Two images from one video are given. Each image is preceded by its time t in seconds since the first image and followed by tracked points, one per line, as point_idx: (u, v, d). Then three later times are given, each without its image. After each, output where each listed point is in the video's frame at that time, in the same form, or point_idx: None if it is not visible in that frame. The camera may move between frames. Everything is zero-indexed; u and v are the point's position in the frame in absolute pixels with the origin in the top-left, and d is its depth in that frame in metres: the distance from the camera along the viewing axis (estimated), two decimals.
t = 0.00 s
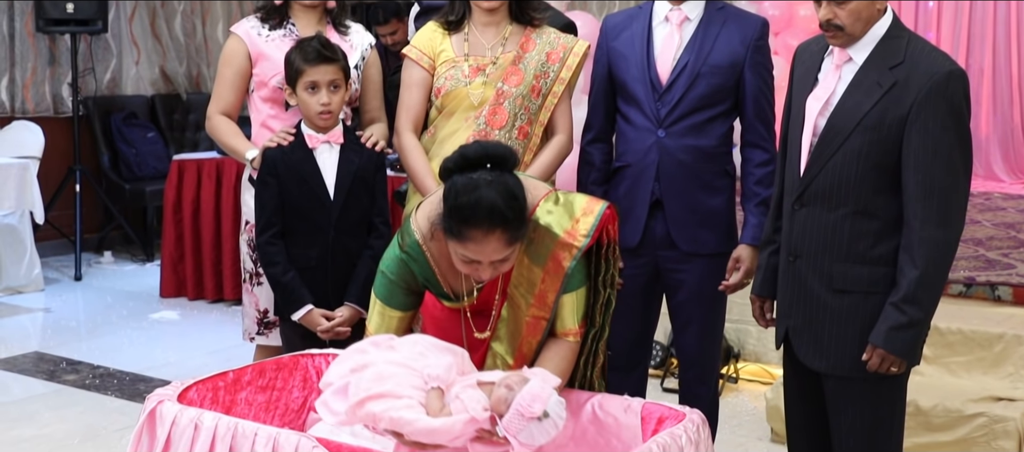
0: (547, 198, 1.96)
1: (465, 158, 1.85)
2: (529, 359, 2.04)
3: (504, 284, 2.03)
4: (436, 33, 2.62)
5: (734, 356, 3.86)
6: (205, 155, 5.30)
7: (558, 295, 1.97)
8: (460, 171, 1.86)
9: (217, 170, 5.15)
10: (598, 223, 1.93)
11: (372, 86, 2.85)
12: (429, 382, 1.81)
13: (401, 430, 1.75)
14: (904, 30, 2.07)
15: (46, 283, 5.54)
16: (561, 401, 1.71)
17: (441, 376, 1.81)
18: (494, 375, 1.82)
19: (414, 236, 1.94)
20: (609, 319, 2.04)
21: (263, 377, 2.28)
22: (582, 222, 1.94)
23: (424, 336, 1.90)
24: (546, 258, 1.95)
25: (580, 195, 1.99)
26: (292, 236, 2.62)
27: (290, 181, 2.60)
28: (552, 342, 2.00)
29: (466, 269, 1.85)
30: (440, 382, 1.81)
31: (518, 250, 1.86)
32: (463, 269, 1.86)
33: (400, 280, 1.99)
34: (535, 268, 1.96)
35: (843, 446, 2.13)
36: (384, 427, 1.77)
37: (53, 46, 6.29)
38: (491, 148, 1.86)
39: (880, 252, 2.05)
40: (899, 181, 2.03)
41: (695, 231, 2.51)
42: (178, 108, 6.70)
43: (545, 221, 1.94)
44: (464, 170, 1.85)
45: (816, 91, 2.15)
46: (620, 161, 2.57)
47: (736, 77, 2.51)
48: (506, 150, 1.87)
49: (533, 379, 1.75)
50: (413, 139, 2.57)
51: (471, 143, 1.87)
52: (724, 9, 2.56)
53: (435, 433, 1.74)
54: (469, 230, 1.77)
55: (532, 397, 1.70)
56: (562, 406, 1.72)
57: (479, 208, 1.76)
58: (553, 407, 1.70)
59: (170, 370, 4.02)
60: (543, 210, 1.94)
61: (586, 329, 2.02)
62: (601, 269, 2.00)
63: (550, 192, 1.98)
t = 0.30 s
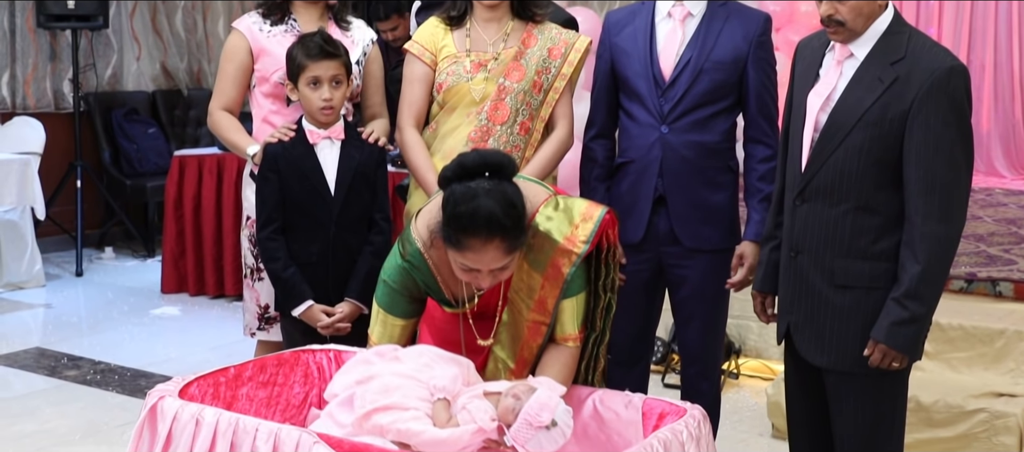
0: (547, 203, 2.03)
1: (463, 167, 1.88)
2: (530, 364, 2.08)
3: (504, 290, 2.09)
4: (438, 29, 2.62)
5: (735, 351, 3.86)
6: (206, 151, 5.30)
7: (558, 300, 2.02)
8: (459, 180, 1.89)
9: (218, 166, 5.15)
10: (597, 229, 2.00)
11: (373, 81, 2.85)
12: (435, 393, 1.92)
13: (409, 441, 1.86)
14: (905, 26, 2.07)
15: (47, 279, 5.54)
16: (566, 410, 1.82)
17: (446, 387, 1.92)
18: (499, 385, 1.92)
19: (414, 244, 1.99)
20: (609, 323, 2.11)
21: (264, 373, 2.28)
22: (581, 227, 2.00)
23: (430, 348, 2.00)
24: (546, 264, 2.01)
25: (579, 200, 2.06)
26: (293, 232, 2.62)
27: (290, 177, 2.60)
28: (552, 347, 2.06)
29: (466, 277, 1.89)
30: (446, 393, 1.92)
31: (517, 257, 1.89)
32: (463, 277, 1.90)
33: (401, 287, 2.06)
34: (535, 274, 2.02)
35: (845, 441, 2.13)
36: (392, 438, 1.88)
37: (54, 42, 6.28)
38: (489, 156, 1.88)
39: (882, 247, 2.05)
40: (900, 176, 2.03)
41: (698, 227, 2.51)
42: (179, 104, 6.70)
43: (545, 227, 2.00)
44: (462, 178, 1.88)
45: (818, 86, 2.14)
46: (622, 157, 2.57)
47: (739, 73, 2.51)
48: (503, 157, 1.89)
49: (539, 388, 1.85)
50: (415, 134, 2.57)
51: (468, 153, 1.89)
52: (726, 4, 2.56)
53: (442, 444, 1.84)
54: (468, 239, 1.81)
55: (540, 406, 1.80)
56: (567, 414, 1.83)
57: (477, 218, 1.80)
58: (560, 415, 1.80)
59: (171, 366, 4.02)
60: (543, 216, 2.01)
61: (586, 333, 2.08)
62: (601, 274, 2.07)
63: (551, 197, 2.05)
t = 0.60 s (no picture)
0: (548, 208, 2.02)
1: (462, 175, 1.89)
2: (530, 366, 2.10)
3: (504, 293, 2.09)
4: (440, 24, 2.62)
5: (737, 347, 3.87)
6: (207, 146, 5.30)
7: (558, 305, 2.02)
8: (458, 187, 1.90)
9: (219, 162, 5.15)
10: (597, 234, 1.99)
11: (374, 76, 2.84)
12: (440, 401, 1.95)
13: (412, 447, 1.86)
14: (906, 21, 2.07)
15: (49, 274, 5.54)
16: (572, 419, 1.84)
17: (452, 396, 1.95)
18: (504, 394, 1.96)
19: (415, 251, 1.99)
20: (609, 326, 2.11)
21: (265, 368, 2.28)
22: (581, 233, 1.99)
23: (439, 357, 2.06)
24: (546, 270, 2.00)
25: (579, 204, 2.04)
26: (294, 228, 2.62)
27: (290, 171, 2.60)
28: (553, 353, 2.06)
29: (466, 284, 1.89)
30: (451, 402, 1.95)
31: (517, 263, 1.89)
32: (464, 283, 1.90)
33: (403, 294, 2.06)
34: (535, 280, 2.01)
35: (848, 436, 2.12)
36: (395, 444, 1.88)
37: (55, 38, 6.28)
38: (488, 163, 1.90)
39: (884, 242, 2.05)
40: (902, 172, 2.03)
41: (701, 222, 2.51)
42: (180, 100, 6.70)
43: (546, 233, 1.98)
44: (462, 185, 1.89)
45: (819, 82, 2.14)
46: (625, 152, 2.57)
47: (742, 68, 2.50)
48: (503, 164, 1.91)
49: (543, 396, 1.89)
50: (417, 129, 2.57)
51: (468, 160, 1.90)
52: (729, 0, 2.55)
53: None
54: (468, 246, 1.81)
55: (545, 415, 1.82)
56: (573, 423, 1.85)
57: (476, 225, 1.80)
58: (566, 424, 1.82)
59: (172, 361, 4.03)
60: (543, 221, 1.99)
61: (585, 337, 2.08)
62: (601, 278, 2.06)
63: (551, 202, 2.03)
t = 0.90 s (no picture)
0: (548, 213, 2.02)
1: (462, 182, 1.86)
2: (531, 370, 2.11)
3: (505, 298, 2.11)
4: (441, 21, 2.62)
5: (738, 343, 3.87)
6: (209, 143, 5.30)
7: (559, 311, 2.02)
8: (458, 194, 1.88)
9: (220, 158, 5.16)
10: (598, 241, 1.98)
11: (376, 72, 2.84)
12: (446, 409, 1.95)
13: None
14: (909, 17, 2.06)
15: (50, 271, 5.54)
16: (578, 428, 1.83)
17: (457, 404, 1.96)
18: (511, 402, 1.94)
19: (418, 258, 1.99)
20: (612, 331, 2.11)
21: (267, 365, 2.28)
22: (582, 239, 1.99)
23: (445, 363, 2.08)
24: (547, 276, 2.01)
25: (581, 210, 2.04)
26: (295, 224, 2.62)
27: (290, 167, 2.60)
28: (555, 360, 2.06)
29: (468, 290, 1.90)
30: (457, 410, 1.96)
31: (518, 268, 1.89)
32: (466, 290, 1.90)
33: (405, 300, 2.06)
34: (535, 286, 2.02)
35: (849, 432, 2.12)
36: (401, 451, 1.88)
37: (56, 34, 6.28)
38: (488, 170, 1.87)
39: (885, 238, 2.04)
40: (904, 167, 2.03)
41: (704, 219, 2.51)
42: (181, 96, 6.70)
43: (547, 239, 1.99)
44: (462, 193, 1.86)
45: (821, 77, 2.14)
46: (628, 148, 2.57)
47: (745, 64, 2.50)
48: (502, 171, 1.88)
49: (550, 405, 1.88)
50: (419, 126, 2.57)
51: (467, 167, 1.88)
52: None
53: None
54: (469, 255, 1.80)
55: (552, 424, 1.82)
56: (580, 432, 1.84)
57: (476, 235, 1.79)
58: (572, 433, 1.81)
59: (174, 357, 4.03)
60: (544, 227, 2.00)
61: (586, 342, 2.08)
62: (603, 283, 2.07)
63: (554, 206, 2.04)
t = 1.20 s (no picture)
0: (552, 217, 2.00)
1: (463, 189, 1.85)
2: (534, 371, 2.12)
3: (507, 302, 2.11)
4: (443, 17, 2.62)
5: (740, 340, 3.87)
6: (210, 139, 5.30)
7: (560, 314, 2.02)
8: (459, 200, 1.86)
9: (222, 154, 5.16)
10: (599, 246, 1.97)
11: (377, 67, 2.85)
12: (451, 415, 1.95)
13: None
14: (912, 13, 2.06)
15: (52, 267, 5.55)
16: (584, 437, 1.82)
17: (463, 411, 1.96)
18: (516, 410, 1.94)
19: (422, 263, 1.98)
20: (615, 334, 2.13)
21: (269, 361, 2.29)
22: (584, 244, 1.98)
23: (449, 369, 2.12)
24: (547, 280, 2.00)
25: (583, 214, 2.02)
26: (296, 221, 2.63)
27: (292, 164, 2.60)
28: (556, 363, 2.06)
29: (471, 295, 1.89)
30: (462, 416, 1.95)
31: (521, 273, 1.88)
32: (468, 295, 1.90)
33: (410, 304, 2.06)
34: (535, 291, 2.02)
35: (850, 428, 2.12)
36: None
37: (58, 30, 6.28)
38: (489, 176, 1.85)
39: (887, 234, 2.04)
40: (906, 163, 2.03)
41: (706, 215, 2.50)
42: (183, 92, 6.70)
43: (549, 242, 1.97)
44: (463, 199, 1.85)
45: (824, 73, 2.14)
46: (630, 144, 2.57)
47: (748, 61, 2.49)
48: (504, 177, 1.86)
49: (556, 413, 1.88)
50: (422, 123, 2.57)
51: (468, 173, 1.86)
52: None
53: None
54: (470, 262, 1.80)
55: (558, 433, 1.81)
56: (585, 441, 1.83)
57: (477, 242, 1.78)
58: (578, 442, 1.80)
59: (176, 354, 4.03)
60: (547, 231, 1.98)
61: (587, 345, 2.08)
62: (606, 288, 2.07)
63: (556, 210, 2.01)
